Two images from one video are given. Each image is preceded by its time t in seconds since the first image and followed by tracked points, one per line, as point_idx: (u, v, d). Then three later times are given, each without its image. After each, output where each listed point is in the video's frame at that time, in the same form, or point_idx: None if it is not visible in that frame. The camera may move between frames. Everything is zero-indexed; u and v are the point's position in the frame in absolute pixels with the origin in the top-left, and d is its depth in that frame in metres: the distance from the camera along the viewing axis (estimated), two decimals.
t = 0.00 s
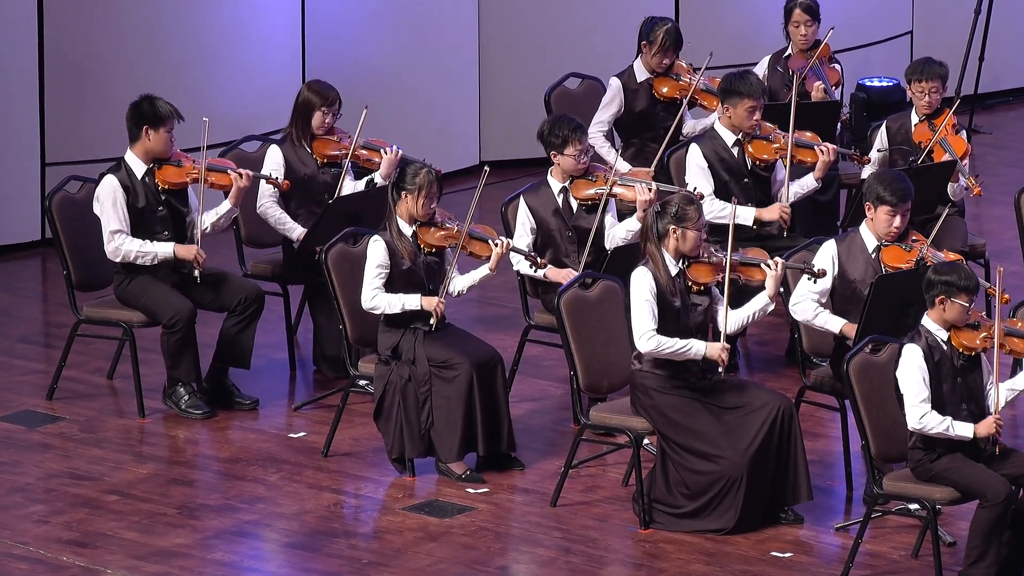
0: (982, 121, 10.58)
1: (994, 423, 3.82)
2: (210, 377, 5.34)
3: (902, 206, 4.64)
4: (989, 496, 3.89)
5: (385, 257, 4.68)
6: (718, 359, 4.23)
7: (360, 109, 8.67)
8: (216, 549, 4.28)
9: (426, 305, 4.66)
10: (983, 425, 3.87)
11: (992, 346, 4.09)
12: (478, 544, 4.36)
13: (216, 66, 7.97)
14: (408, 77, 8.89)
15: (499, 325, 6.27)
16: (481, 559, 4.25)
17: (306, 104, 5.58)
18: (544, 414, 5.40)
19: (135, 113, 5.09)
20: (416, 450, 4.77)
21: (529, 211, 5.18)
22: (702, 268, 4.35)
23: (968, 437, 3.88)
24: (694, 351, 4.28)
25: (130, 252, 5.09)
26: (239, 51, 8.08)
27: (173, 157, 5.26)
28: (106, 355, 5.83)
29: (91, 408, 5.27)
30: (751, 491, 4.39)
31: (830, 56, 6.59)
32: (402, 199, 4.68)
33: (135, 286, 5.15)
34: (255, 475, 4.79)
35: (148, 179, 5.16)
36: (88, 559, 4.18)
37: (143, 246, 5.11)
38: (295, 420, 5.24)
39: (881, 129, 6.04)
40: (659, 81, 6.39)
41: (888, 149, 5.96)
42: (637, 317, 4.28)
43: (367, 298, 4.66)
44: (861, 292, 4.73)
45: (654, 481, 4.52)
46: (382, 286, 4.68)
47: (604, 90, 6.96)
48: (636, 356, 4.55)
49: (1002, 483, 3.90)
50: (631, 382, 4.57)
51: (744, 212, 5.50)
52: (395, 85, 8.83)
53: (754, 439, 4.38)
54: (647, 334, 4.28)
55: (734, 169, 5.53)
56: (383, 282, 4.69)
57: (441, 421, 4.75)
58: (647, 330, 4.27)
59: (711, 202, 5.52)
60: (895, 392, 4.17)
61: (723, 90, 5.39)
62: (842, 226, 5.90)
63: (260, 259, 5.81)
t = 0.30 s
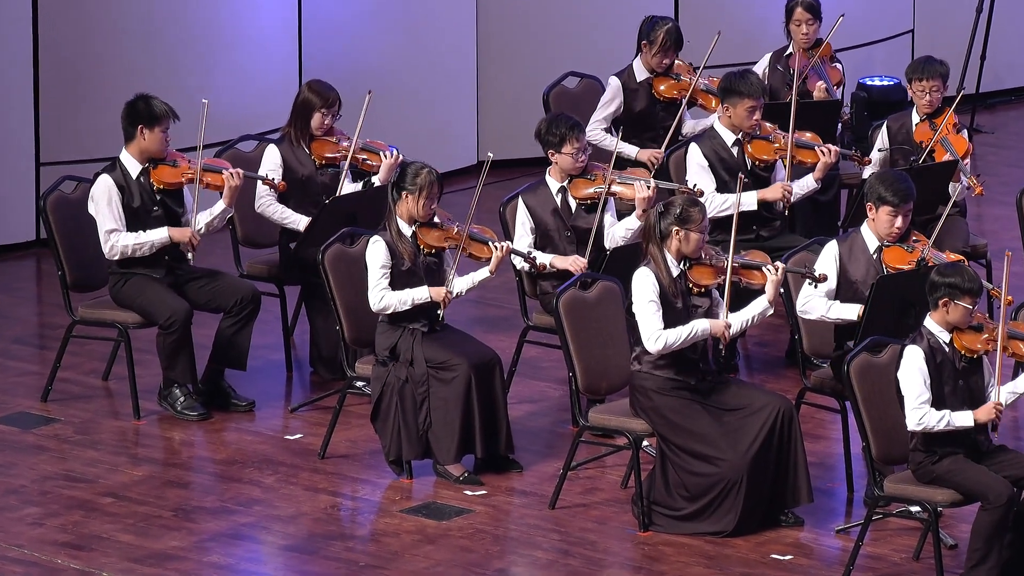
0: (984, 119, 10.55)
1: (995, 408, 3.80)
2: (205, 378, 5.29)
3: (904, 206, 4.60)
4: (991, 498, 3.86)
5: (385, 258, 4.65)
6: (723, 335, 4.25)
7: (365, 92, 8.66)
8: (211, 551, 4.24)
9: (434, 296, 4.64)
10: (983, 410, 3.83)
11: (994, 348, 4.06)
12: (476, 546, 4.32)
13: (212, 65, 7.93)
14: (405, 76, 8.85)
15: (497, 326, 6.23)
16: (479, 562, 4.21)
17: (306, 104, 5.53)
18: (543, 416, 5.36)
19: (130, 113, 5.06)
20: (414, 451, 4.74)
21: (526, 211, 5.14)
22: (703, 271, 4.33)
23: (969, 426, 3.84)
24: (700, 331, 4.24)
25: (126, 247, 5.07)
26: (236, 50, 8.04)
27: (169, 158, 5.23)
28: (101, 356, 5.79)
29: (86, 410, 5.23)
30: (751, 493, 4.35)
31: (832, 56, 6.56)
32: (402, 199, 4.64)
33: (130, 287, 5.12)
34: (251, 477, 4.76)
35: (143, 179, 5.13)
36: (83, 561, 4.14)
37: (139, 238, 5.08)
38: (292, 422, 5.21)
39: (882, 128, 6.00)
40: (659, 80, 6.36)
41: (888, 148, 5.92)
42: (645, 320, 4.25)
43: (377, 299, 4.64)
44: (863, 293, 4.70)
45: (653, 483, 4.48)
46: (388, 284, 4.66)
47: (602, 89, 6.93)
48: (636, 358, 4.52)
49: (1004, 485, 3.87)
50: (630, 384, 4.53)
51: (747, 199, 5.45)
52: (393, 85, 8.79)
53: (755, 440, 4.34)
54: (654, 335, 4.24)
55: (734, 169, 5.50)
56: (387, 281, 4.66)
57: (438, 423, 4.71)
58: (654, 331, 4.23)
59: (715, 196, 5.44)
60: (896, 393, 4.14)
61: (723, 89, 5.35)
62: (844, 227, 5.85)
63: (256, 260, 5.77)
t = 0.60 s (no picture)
0: (983, 119, 10.52)
1: (995, 394, 3.76)
2: (198, 380, 5.26)
3: (902, 207, 4.57)
4: (990, 500, 3.83)
5: (384, 258, 4.60)
6: (725, 322, 4.22)
7: (369, 79, 8.64)
8: (204, 554, 4.21)
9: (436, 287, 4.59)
10: (983, 397, 3.78)
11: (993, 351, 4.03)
12: (471, 549, 4.28)
13: (205, 64, 7.90)
14: (401, 75, 8.82)
15: (492, 328, 6.20)
16: (474, 565, 4.17)
17: (301, 103, 5.50)
18: (539, 418, 5.33)
19: (123, 114, 5.02)
20: (408, 453, 4.70)
21: (523, 211, 5.12)
22: (700, 273, 4.31)
23: (971, 414, 3.79)
24: (701, 323, 4.20)
25: (125, 242, 5.01)
26: (230, 50, 8.00)
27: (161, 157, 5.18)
28: (93, 358, 5.76)
29: (78, 412, 5.20)
30: (748, 495, 4.32)
31: (830, 55, 6.52)
32: (398, 200, 4.60)
33: (121, 288, 5.08)
34: (244, 480, 4.72)
35: (136, 179, 5.10)
36: (74, 565, 4.11)
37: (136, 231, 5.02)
38: (286, 424, 5.17)
39: (879, 128, 5.98)
40: (655, 79, 6.34)
41: (887, 148, 5.90)
42: (647, 323, 4.21)
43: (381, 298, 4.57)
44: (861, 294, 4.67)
45: (649, 485, 4.45)
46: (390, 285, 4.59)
47: (598, 89, 6.89)
48: (632, 359, 4.48)
49: (1004, 487, 3.83)
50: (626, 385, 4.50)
51: (747, 191, 5.38)
52: (388, 85, 8.75)
53: (752, 442, 4.31)
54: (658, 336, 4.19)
55: (731, 169, 5.47)
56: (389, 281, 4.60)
57: (433, 425, 4.68)
58: (658, 333, 4.19)
59: (712, 194, 5.38)
60: (894, 395, 4.10)
61: (720, 89, 5.32)
62: (841, 226, 5.88)
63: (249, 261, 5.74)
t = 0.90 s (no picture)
0: (981, 119, 10.49)
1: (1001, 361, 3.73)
2: (191, 382, 5.23)
3: (900, 210, 4.53)
4: (989, 503, 3.78)
5: (380, 260, 4.57)
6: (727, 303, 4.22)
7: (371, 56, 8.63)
8: (198, 558, 4.17)
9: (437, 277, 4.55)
10: (989, 366, 3.74)
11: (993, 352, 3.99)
12: (466, 552, 4.25)
13: (199, 63, 7.86)
14: (396, 75, 8.78)
15: (487, 330, 6.16)
16: (469, 568, 4.14)
17: (297, 104, 5.44)
18: (534, 420, 5.30)
19: (118, 114, 4.97)
20: (403, 456, 4.67)
21: (518, 212, 5.09)
22: (695, 274, 4.32)
23: (981, 385, 3.74)
24: (706, 309, 4.18)
25: (134, 230, 4.96)
26: (223, 51, 7.97)
27: (156, 158, 5.16)
28: (85, 360, 5.72)
29: (70, 414, 5.16)
30: (745, 498, 4.28)
31: (827, 55, 6.49)
32: (392, 201, 4.56)
33: (114, 290, 5.05)
34: (238, 483, 4.69)
35: (131, 180, 5.08)
36: (66, 568, 4.07)
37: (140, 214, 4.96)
38: (279, 426, 5.14)
39: (876, 128, 5.94)
40: (651, 79, 6.31)
41: (885, 148, 5.85)
42: (655, 322, 4.17)
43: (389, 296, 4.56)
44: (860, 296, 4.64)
45: (646, 488, 4.41)
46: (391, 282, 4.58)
47: (594, 89, 6.86)
48: (629, 360, 4.44)
49: (1003, 489, 3.79)
50: (623, 387, 4.46)
51: (745, 185, 5.35)
52: (383, 85, 8.72)
53: (749, 444, 4.27)
54: (669, 334, 4.16)
55: (728, 169, 5.43)
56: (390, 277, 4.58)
57: (428, 427, 4.65)
58: (669, 333, 4.16)
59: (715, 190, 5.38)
60: (892, 397, 4.07)
61: (716, 89, 5.29)
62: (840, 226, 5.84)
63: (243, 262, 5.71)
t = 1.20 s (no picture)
0: (979, 120, 10.45)
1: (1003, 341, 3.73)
2: (184, 385, 5.19)
3: (897, 211, 4.49)
4: (988, 506, 3.75)
5: (373, 262, 4.55)
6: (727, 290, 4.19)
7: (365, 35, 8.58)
8: (190, 561, 4.14)
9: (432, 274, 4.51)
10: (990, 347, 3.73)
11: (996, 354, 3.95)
12: (460, 556, 4.22)
13: (192, 64, 7.82)
14: (390, 75, 8.75)
15: (482, 332, 6.13)
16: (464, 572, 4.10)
17: (289, 105, 5.42)
18: (529, 422, 5.26)
19: (119, 116, 4.93)
20: (397, 459, 4.63)
21: (514, 214, 5.04)
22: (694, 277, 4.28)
23: (985, 366, 3.73)
24: (707, 299, 4.16)
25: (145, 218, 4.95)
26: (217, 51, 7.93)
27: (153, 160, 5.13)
28: (77, 362, 5.68)
29: (62, 417, 5.13)
30: (741, 501, 4.25)
31: (825, 56, 6.47)
32: (384, 203, 4.53)
33: (106, 291, 5.02)
34: (231, 486, 4.65)
35: (128, 182, 5.04)
36: (57, 572, 4.04)
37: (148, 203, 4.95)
38: (272, 429, 5.10)
39: (875, 128, 5.90)
40: (647, 79, 6.26)
41: (883, 149, 5.83)
42: (656, 321, 4.13)
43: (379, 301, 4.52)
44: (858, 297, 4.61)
45: (642, 491, 4.38)
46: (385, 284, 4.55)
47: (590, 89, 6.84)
48: (625, 361, 4.41)
49: (1002, 492, 3.76)
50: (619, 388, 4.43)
51: (741, 183, 5.31)
52: (377, 85, 8.68)
53: (746, 446, 4.23)
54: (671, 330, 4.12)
55: (724, 169, 5.41)
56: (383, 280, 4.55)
57: (423, 430, 4.61)
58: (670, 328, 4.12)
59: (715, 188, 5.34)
60: (891, 399, 4.03)
61: (713, 90, 5.28)
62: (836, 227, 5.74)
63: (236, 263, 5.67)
